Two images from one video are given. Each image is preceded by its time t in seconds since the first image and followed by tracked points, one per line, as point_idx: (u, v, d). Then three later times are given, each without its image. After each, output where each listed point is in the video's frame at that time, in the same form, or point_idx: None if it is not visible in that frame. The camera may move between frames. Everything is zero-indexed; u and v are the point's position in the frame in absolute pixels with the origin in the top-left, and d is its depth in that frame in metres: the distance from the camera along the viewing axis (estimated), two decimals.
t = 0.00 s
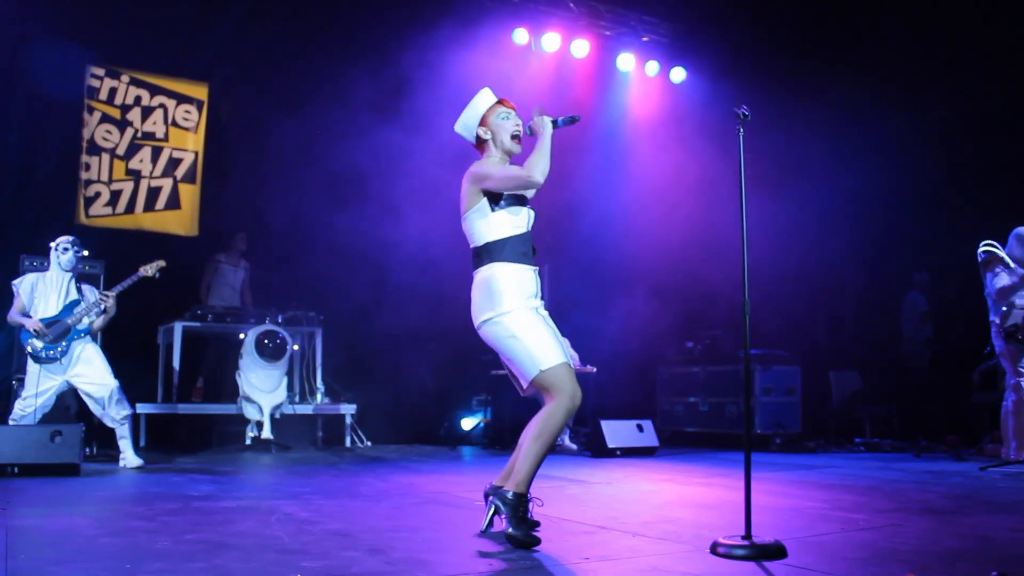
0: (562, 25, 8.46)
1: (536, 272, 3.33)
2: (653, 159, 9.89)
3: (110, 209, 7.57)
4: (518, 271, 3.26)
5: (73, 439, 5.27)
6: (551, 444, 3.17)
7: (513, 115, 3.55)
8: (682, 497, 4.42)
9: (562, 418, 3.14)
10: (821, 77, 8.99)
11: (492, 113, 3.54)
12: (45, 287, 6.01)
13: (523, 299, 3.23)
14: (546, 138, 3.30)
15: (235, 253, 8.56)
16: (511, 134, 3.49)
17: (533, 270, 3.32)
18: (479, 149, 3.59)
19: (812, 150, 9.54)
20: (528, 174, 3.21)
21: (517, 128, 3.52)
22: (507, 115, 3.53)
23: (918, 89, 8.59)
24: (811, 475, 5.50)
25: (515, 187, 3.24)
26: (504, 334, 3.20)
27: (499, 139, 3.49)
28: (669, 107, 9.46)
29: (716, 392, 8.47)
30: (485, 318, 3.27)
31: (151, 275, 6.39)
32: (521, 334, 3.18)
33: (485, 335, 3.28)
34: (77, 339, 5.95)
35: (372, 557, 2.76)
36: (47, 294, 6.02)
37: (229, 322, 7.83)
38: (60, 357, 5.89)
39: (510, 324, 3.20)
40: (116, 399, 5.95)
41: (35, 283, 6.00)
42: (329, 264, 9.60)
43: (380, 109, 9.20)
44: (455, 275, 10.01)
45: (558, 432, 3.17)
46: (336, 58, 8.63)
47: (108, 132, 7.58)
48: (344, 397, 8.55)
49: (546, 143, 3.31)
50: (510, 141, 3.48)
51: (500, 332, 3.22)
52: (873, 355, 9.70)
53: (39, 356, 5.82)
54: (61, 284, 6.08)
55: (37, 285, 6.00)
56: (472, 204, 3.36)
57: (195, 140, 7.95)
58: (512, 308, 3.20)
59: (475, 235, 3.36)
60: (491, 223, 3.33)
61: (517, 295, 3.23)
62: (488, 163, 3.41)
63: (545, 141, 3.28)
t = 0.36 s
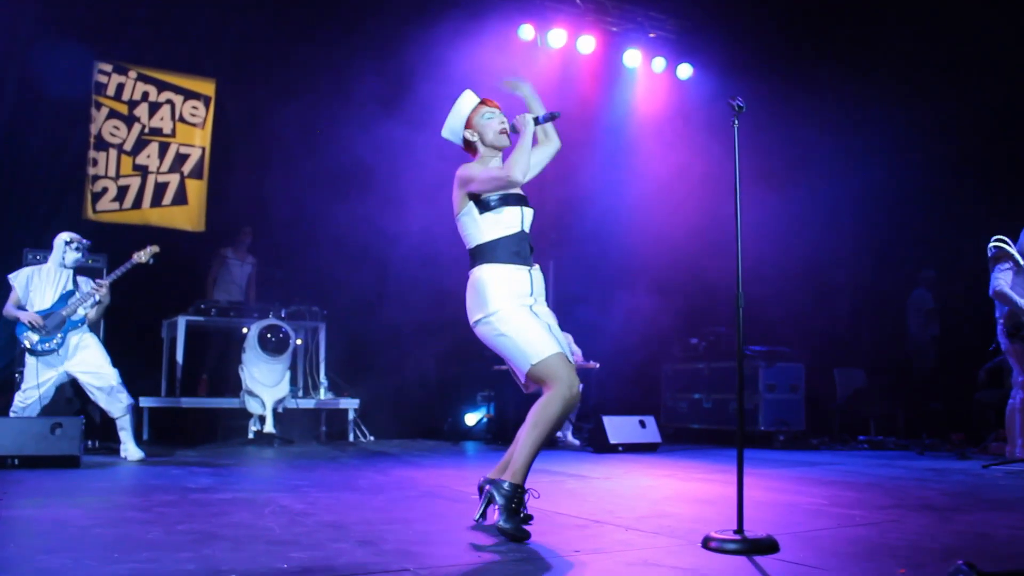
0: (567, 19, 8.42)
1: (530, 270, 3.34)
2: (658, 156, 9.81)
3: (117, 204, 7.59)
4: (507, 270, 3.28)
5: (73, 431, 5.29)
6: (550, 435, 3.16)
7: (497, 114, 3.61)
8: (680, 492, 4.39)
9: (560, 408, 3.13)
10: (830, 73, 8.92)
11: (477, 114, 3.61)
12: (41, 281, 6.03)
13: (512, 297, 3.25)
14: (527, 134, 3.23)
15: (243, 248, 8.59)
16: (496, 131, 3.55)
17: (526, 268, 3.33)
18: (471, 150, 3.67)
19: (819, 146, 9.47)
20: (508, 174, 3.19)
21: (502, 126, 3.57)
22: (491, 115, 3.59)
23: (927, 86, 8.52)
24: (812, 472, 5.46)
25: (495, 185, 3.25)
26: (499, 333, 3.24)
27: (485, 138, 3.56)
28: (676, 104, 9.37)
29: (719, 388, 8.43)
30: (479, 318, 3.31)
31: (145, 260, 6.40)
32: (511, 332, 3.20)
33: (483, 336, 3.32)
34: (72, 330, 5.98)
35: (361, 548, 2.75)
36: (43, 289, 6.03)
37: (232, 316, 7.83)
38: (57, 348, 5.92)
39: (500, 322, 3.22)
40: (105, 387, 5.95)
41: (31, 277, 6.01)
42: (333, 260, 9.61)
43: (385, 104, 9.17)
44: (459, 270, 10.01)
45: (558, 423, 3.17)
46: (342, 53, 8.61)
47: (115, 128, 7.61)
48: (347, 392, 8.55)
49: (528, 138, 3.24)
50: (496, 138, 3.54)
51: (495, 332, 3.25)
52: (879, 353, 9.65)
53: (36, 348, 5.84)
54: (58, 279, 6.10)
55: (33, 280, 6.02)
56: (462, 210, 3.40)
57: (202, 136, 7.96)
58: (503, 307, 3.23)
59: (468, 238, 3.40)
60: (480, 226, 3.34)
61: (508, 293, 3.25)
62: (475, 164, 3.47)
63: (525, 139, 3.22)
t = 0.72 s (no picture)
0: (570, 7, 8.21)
1: (522, 251, 3.33)
2: (661, 139, 9.73)
3: (120, 189, 7.57)
4: (498, 252, 3.28)
5: (73, 415, 5.30)
6: (546, 416, 3.14)
7: (491, 93, 3.58)
8: (679, 475, 4.38)
9: (552, 387, 3.11)
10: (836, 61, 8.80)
11: (471, 93, 3.59)
12: (49, 269, 5.94)
13: (503, 279, 3.25)
14: (519, 111, 3.20)
15: (234, 232, 8.52)
16: (489, 110, 3.52)
17: (519, 250, 3.33)
18: (466, 130, 3.66)
19: (824, 129, 9.38)
20: (497, 150, 3.17)
21: (495, 105, 3.55)
22: (484, 94, 3.56)
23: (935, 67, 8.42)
24: (812, 455, 5.45)
25: (484, 163, 3.24)
26: (492, 315, 3.23)
27: (479, 117, 3.53)
28: (679, 88, 9.22)
29: (722, 372, 8.41)
30: (471, 301, 3.32)
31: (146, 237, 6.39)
32: (503, 313, 3.20)
33: (478, 321, 3.32)
34: (79, 316, 5.96)
35: (355, 530, 2.74)
36: (52, 277, 5.94)
37: (234, 301, 7.83)
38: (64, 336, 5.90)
39: (492, 304, 3.22)
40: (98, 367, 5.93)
41: (39, 266, 5.93)
42: (333, 244, 9.55)
43: (387, 88, 9.11)
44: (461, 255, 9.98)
45: (553, 402, 3.15)
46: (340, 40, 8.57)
47: (118, 113, 7.57)
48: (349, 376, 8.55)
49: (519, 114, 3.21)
50: (489, 118, 3.51)
51: (488, 315, 3.25)
52: (883, 336, 9.60)
53: (42, 338, 5.85)
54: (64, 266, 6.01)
55: (41, 267, 5.93)
56: (454, 190, 3.41)
57: (204, 121, 7.92)
58: (494, 290, 3.23)
59: (460, 221, 3.41)
60: (470, 208, 3.35)
61: (498, 276, 3.25)
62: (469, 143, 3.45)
63: (516, 116, 3.18)
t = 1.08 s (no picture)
0: None
1: (535, 242, 3.29)
2: (673, 128, 9.63)
3: (133, 183, 7.55)
4: (510, 243, 3.23)
5: (88, 410, 5.30)
6: (564, 408, 3.10)
7: (502, 83, 3.53)
8: (697, 468, 4.33)
9: (572, 378, 3.07)
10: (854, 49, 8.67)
11: (482, 82, 3.54)
12: (102, 252, 6.03)
13: (517, 270, 3.20)
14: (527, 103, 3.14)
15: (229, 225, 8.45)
16: (499, 100, 3.49)
17: (531, 240, 3.28)
18: (475, 119, 3.61)
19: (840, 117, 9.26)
20: (504, 144, 3.13)
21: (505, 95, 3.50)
22: (495, 84, 3.52)
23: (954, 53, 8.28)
24: (831, 447, 5.38)
25: (491, 155, 3.20)
26: (508, 308, 3.19)
27: (489, 107, 3.49)
28: (693, 77, 9.11)
29: (738, 363, 8.34)
30: (485, 294, 3.27)
31: (202, 236, 6.34)
32: (518, 305, 3.15)
33: (493, 314, 3.28)
34: (126, 316, 5.94)
35: (373, 527, 2.70)
36: (103, 260, 6.03)
37: (247, 294, 7.82)
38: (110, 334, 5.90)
39: (507, 297, 3.18)
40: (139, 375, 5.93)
41: (94, 246, 6.02)
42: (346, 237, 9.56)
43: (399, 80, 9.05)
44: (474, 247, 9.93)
45: (572, 394, 3.11)
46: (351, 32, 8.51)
47: (130, 108, 7.56)
48: (363, 369, 8.53)
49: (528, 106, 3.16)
50: (498, 107, 3.48)
51: (504, 307, 3.20)
52: (900, 326, 9.49)
53: (89, 333, 5.85)
54: (118, 247, 6.07)
55: (95, 247, 6.02)
56: (463, 183, 3.37)
57: (217, 114, 7.89)
58: (509, 282, 3.18)
59: (471, 213, 3.37)
60: (480, 200, 3.30)
61: (512, 268, 3.20)
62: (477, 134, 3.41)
63: (524, 109, 3.13)
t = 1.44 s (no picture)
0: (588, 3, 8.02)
1: (551, 247, 3.24)
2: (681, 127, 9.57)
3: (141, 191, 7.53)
4: (526, 249, 3.19)
5: (99, 421, 5.27)
6: (584, 415, 3.04)
7: (512, 87, 3.48)
8: (715, 473, 4.27)
9: (590, 385, 3.01)
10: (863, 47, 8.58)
11: (492, 86, 3.49)
12: (131, 246, 5.90)
13: (534, 276, 3.15)
14: (537, 111, 3.08)
15: (230, 237, 8.39)
16: (509, 104, 3.42)
17: (547, 245, 3.23)
18: (486, 124, 3.56)
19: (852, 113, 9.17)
20: (517, 152, 3.08)
21: (513, 98, 3.43)
22: (505, 88, 3.47)
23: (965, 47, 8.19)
24: (851, 448, 5.31)
25: (504, 164, 3.14)
26: (525, 315, 3.14)
27: (501, 113, 3.44)
28: (701, 76, 9.04)
29: (750, 364, 8.27)
30: (502, 301, 3.23)
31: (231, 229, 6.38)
32: (535, 312, 3.10)
33: (510, 320, 3.23)
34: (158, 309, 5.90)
35: (393, 540, 2.65)
36: (132, 256, 5.90)
37: (256, 301, 7.77)
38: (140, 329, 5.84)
39: (524, 303, 3.13)
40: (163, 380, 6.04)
41: (121, 240, 5.89)
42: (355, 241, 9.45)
43: (405, 83, 9.00)
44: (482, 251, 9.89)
45: (591, 401, 3.05)
46: (356, 35, 8.47)
47: (137, 115, 7.55)
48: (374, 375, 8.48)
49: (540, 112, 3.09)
50: (509, 112, 3.42)
51: (521, 314, 3.15)
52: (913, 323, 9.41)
53: (121, 326, 5.79)
54: (147, 239, 5.97)
55: (124, 240, 5.90)
56: (476, 191, 3.32)
57: (223, 121, 7.85)
58: (525, 289, 3.13)
59: (485, 219, 3.31)
60: (494, 206, 3.26)
61: (529, 274, 3.15)
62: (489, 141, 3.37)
63: (536, 116, 3.07)
